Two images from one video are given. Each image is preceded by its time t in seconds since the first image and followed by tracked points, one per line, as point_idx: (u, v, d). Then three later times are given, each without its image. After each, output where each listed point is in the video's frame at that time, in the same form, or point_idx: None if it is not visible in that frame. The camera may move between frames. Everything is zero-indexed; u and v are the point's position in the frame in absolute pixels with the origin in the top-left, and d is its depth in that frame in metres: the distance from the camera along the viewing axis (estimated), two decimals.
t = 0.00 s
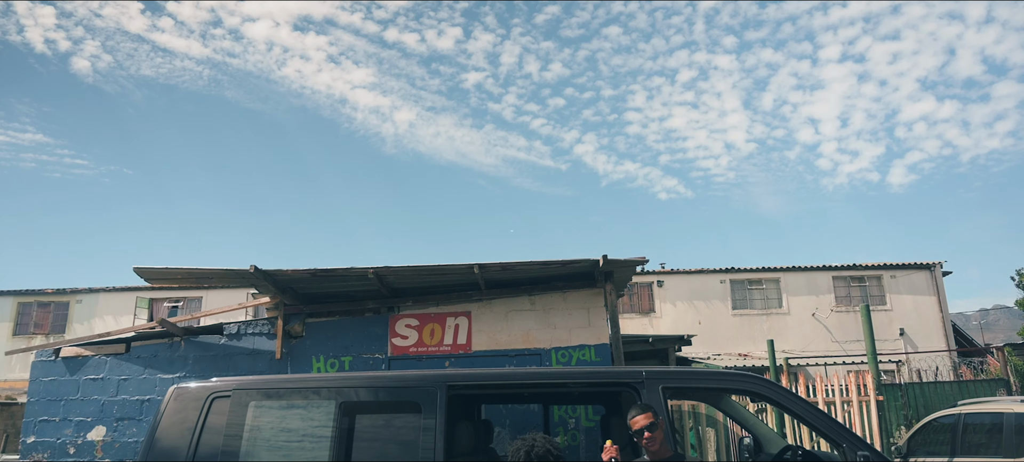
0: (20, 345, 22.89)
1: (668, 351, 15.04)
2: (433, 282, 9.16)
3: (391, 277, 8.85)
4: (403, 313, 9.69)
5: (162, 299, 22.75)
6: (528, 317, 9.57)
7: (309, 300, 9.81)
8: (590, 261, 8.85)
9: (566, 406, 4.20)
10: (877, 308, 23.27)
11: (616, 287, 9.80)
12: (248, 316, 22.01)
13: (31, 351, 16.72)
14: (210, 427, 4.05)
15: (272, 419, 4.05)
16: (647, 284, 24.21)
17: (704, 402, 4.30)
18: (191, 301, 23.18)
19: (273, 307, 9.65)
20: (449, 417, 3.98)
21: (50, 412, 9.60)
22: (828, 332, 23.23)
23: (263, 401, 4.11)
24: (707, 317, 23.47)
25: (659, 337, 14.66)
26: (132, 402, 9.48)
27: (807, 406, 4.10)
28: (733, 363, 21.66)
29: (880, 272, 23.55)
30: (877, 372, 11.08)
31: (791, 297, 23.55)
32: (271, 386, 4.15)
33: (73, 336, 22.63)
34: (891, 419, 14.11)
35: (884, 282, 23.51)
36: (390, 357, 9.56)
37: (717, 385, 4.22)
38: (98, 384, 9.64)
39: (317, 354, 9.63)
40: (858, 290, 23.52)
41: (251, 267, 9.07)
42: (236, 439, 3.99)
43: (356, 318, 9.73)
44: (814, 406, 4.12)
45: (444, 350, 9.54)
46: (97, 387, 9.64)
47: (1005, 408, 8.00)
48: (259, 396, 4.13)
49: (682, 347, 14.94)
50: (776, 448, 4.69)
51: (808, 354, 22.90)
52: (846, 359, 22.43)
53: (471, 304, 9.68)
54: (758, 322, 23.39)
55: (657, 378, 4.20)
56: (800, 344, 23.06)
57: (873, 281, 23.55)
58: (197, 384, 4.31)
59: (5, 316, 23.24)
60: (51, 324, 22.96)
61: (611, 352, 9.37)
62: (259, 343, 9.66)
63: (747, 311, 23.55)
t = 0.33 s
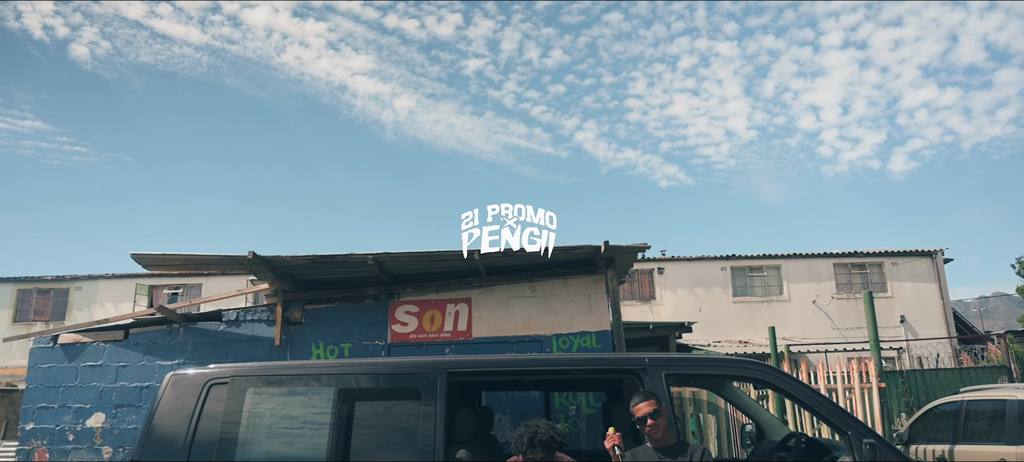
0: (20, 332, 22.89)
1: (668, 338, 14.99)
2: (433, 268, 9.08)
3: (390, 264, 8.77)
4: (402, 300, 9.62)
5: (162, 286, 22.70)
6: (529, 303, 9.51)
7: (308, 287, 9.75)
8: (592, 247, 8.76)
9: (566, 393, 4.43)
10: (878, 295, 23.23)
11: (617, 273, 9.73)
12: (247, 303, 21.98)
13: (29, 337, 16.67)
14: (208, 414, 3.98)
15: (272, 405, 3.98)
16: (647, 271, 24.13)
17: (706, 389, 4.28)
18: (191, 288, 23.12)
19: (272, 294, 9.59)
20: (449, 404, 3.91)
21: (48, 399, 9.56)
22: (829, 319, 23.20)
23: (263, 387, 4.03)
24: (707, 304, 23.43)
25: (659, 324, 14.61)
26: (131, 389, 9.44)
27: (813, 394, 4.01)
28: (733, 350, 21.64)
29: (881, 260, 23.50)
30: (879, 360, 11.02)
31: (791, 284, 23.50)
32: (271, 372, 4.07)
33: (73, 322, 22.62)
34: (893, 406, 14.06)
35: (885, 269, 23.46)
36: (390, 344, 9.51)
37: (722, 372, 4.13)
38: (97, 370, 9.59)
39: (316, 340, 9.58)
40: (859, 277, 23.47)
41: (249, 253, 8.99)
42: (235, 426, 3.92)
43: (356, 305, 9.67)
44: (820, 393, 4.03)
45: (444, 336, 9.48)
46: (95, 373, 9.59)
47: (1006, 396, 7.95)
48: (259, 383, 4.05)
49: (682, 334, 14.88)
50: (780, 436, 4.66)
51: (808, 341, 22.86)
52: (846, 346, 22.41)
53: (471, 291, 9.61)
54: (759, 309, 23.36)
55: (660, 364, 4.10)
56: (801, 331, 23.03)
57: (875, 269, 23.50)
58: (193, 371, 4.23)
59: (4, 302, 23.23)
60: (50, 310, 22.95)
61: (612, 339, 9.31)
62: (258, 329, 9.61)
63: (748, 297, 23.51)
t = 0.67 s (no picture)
0: (19, 318, 22.89)
1: (668, 324, 14.93)
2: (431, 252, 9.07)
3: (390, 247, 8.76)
4: (401, 285, 9.55)
5: (161, 273, 22.64)
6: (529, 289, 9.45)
7: (307, 273, 9.67)
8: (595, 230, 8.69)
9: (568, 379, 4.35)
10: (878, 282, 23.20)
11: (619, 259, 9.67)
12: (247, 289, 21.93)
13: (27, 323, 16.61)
14: (204, 400, 3.91)
15: (270, 391, 3.91)
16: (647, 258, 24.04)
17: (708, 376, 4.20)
18: (190, 274, 23.05)
19: (270, 279, 9.51)
20: (449, 390, 3.84)
21: (46, 385, 9.51)
22: (829, 305, 23.17)
23: (262, 374, 3.95)
24: (707, 291, 23.40)
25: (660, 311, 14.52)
26: (129, 375, 9.39)
27: (817, 380, 3.93)
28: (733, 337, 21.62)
29: (882, 246, 23.47)
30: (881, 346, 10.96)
31: (791, 271, 23.46)
32: (271, 359, 3.98)
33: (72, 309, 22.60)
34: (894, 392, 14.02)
35: (886, 256, 23.43)
36: (390, 330, 9.45)
37: (724, 358, 4.03)
38: (94, 357, 9.54)
39: (315, 326, 9.52)
40: (860, 263, 23.43)
41: (246, 238, 8.90)
42: (233, 412, 3.84)
43: (355, 291, 9.60)
44: (824, 379, 3.95)
45: (444, 322, 9.42)
46: (93, 360, 9.53)
47: (1008, 382, 7.89)
48: (257, 369, 3.97)
49: (682, 321, 14.83)
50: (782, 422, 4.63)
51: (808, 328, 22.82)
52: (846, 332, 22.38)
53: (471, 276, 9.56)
54: (759, 295, 23.32)
55: (662, 350, 4.02)
56: (802, 318, 22.99)
57: (875, 255, 23.46)
58: (188, 357, 4.15)
59: (3, 289, 23.22)
60: (50, 297, 22.93)
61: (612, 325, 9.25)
62: (257, 315, 9.55)
63: (748, 284, 23.47)
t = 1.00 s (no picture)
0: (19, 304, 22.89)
1: (669, 311, 14.86)
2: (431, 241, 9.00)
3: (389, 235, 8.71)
4: (401, 271, 9.47)
5: (160, 260, 22.56)
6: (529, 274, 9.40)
7: (305, 258, 9.61)
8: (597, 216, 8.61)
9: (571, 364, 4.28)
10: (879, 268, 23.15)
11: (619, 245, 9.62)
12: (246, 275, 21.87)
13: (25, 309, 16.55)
14: (201, 387, 3.84)
15: (268, 377, 3.83)
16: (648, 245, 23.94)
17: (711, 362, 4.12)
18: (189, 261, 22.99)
19: (269, 265, 9.45)
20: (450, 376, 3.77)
21: (44, 371, 9.46)
22: (829, 292, 23.13)
23: (261, 359, 3.87)
24: (708, 277, 23.35)
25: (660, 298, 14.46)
26: (128, 362, 9.35)
27: (820, 365, 3.84)
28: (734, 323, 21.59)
29: (884, 233, 23.41)
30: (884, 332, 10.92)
31: (792, 258, 23.40)
32: (271, 344, 3.90)
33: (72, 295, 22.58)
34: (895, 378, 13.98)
35: (887, 243, 23.37)
36: (390, 316, 9.40)
37: (726, 345, 3.93)
38: (92, 343, 9.49)
39: (314, 312, 9.47)
40: (861, 250, 23.37)
41: (244, 223, 8.82)
42: (231, 397, 3.77)
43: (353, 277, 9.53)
44: (828, 365, 3.87)
45: (444, 308, 9.36)
46: (91, 346, 9.48)
47: (1009, 368, 7.83)
48: (256, 355, 3.89)
49: (682, 307, 14.78)
50: (784, 409, 4.56)
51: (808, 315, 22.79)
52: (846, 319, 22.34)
53: (470, 263, 9.52)
54: (760, 282, 23.27)
55: (665, 335, 3.95)
56: (802, 304, 22.95)
57: (877, 242, 23.40)
58: (184, 343, 4.07)
59: (3, 275, 23.20)
60: (49, 283, 22.89)
61: (612, 312, 9.20)
62: (255, 301, 9.49)
63: (749, 271, 23.41)
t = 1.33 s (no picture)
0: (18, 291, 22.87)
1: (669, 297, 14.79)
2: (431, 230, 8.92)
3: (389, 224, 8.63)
4: (400, 257, 9.41)
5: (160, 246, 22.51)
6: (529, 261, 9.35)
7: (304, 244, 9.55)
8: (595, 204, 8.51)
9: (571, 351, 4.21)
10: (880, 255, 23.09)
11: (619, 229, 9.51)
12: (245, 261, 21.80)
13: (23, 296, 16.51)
14: (198, 373, 3.78)
15: (265, 364, 3.76)
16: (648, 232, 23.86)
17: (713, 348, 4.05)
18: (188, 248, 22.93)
19: (267, 252, 9.39)
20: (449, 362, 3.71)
21: (42, 358, 9.42)
22: (830, 279, 23.08)
23: (259, 346, 3.80)
24: (708, 264, 23.30)
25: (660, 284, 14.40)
26: (125, 348, 9.31)
27: (825, 352, 3.77)
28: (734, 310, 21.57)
29: (884, 220, 23.35)
30: (885, 318, 10.86)
31: (792, 244, 23.33)
32: (269, 330, 3.83)
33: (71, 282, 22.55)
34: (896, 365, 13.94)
35: (888, 230, 23.31)
36: (388, 302, 9.34)
37: (728, 330, 3.85)
38: (90, 330, 9.44)
39: (312, 298, 9.41)
40: (862, 237, 23.30)
41: (242, 209, 8.74)
42: (228, 383, 3.71)
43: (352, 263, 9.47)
44: (832, 350, 3.80)
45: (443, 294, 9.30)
46: (89, 332, 9.43)
47: (1011, 354, 7.77)
48: (254, 340, 3.82)
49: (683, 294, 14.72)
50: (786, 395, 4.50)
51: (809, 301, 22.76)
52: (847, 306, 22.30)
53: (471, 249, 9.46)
54: (760, 269, 23.23)
55: (667, 321, 3.88)
56: (802, 291, 22.92)
57: (878, 229, 23.33)
58: (181, 328, 4.00)
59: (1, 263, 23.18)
60: (48, 270, 22.83)
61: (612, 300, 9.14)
62: (253, 287, 9.44)
63: (749, 258, 23.36)
